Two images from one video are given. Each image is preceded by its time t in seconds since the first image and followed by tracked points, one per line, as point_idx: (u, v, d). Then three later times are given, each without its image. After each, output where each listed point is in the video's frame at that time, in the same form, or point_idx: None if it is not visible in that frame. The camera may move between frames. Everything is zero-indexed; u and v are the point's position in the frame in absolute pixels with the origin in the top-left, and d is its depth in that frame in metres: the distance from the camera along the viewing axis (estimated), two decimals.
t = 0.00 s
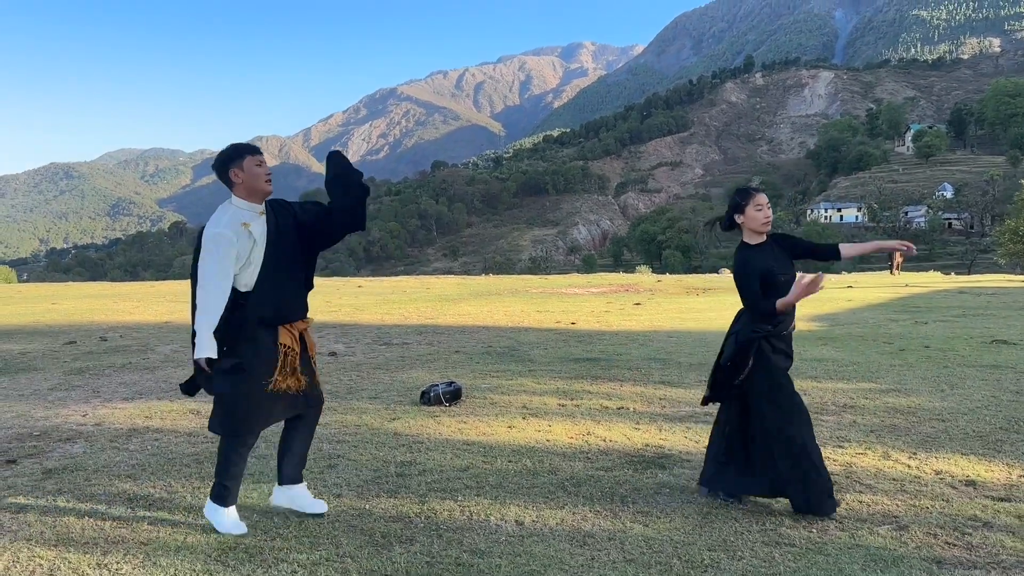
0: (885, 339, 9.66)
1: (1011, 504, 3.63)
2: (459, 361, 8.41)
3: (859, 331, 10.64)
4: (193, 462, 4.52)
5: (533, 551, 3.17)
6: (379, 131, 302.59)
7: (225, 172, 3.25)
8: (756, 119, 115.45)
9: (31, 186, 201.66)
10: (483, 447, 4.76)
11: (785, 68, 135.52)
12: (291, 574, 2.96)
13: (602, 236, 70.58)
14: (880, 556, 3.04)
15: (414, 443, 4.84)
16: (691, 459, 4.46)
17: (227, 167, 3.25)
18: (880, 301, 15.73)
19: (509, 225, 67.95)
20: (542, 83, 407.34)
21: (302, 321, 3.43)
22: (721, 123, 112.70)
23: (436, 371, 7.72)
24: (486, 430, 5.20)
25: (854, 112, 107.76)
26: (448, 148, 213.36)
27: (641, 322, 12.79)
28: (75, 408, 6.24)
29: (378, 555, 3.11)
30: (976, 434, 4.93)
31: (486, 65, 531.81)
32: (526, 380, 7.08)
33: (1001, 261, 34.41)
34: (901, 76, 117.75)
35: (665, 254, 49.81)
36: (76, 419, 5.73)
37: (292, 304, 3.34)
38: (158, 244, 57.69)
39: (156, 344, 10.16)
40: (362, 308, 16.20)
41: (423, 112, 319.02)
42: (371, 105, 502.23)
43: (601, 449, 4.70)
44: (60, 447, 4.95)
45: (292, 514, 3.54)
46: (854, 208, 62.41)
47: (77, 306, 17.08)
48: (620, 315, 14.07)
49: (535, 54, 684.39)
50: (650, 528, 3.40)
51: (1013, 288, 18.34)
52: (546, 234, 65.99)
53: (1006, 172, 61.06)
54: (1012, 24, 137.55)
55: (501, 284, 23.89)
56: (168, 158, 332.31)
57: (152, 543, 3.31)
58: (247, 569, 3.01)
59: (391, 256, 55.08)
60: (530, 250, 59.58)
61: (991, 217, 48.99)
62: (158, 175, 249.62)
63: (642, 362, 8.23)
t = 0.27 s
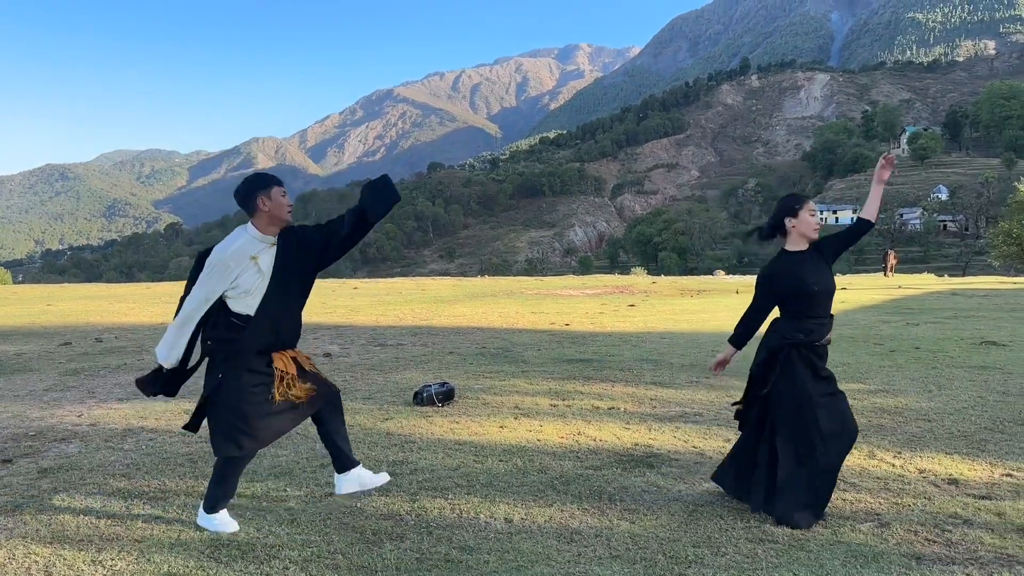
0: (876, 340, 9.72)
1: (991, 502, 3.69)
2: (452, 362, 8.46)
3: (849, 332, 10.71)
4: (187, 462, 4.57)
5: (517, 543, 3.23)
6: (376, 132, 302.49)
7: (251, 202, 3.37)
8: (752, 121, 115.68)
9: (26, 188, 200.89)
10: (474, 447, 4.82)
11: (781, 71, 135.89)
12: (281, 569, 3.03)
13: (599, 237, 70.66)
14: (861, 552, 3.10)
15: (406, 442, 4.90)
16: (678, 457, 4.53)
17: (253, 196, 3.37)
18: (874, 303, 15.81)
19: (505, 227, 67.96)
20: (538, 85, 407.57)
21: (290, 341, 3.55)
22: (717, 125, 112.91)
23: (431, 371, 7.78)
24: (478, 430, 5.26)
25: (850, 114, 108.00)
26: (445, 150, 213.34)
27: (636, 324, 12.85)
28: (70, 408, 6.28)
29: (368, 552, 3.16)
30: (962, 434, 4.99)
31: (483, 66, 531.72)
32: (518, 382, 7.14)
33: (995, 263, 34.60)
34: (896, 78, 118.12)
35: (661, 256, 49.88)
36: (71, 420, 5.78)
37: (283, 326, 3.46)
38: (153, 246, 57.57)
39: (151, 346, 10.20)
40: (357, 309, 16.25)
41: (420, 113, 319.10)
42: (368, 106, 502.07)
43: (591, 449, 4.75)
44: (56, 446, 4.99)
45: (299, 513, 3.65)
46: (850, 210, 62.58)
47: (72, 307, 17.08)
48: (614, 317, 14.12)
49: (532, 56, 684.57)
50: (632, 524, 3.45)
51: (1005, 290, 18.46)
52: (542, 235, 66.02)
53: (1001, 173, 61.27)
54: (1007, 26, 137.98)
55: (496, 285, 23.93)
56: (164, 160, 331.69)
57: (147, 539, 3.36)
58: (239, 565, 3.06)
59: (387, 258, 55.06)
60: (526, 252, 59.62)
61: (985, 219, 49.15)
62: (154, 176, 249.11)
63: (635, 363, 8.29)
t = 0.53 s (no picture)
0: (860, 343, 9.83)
1: (965, 504, 3.76)
2: (440, 364, 8.50)
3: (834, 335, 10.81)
4: (172, 464, 4.60)
5: (495, 544, 3.28)
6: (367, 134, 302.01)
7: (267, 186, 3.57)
8: (742, 123, 116.15)
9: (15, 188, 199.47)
10: (459, 449, 4.86)
11: (770, 73, 136.54)
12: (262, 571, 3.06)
13: (589, 239, 70.82)
14: (835, 553, 3.16)
15: (391, 445, 4.94)
16: (659, 460, 4.58)
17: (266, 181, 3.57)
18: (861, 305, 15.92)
19: (496, 228, 67.98)
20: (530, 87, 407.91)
21: (331, 318, 3.82)
22: (707, 127, 113.28)
23: (418, 374, 7.80)
24: (463, 432, 5.30)
25: (839, 116, 108.57)
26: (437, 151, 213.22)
27: (625, 326, 12.91)
28: (55, 411, 6.29)
29: (349, 553, 3.20)
30: (940, 436, 5.08)
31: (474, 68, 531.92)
32: (504, 384, 7.17)
33: (981, 265, 34.99)
34: (885, 82, 118.86)
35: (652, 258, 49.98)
36: (57, 422, 5.78)
37: (325, 304, 3.66)
38: (142, 247, 57.30)
39: (138, 348, 10.18)
40: (347, 311, 16.25)
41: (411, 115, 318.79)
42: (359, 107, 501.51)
43: (573, 451, 4.80)
44: (41, 449, 5.00)
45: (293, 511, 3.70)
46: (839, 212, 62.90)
47: (60, 309, 17.00)
48: (602, 319, 14.17)
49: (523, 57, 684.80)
50: (610, 526, 3.50)
51: (991, 292, 18.61)
52: (533, 237, 66.09)
53: (988, 176, 61.70)
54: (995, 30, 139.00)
55: (486, 287, 23.96)
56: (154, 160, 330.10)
57: (129, 542, 3.39)
58: (221, 567, 3.10)
59: (378, 259, 54.99)
60: (517, 253, 59.66)
61: (973, 221, 49.49)
62: (144, 177, 247.90)
63: (621, 365, 8.33)
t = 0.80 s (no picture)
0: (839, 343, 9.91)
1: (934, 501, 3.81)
2: (422, 365, 8.51)
3: (814, 335, 10.91)
4: (149, 465, 4.59)
5: (467, 544, 3.30)
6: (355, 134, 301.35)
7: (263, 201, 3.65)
8: (730, 126, 116.70)
9: None
10: (437, 449, 4.88)
11: (758, 76, 137.24)
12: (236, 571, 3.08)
13: (577, 240, 70.97)
14: (803, 551, 3.19)
15: (369, 445, 4.95)
16: (635, 460, 4.61)
17: (265, 194, 3.66)
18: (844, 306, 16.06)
19: (484, 229, 68.00)
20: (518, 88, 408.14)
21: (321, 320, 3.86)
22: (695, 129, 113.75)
23: (401, 375, 7.82)
24: (442, 432, 5.31)
25: (825, 119, 109.21)
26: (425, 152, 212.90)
27: (610, 327, 12.96)
28: (34, 411, 6.28)
29: (322, 554, 3.22)
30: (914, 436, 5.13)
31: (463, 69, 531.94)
32: (485, 385, 7.20)
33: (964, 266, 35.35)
34: (870, 84, 119.73)
35: (640, 259, 50.14)
36: (35, 424, 5.76)
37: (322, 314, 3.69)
38: (128, 247, 56.96)
39: (120, 349, 10.16)
40: (331, 313, 16.24)
41: (400, 116, 318.49)
42: (348, 108, 500.46)
43: (549, 452, 4.83)
44: (18, 450, 5.00)
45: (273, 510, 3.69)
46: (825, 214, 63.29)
47: (44, 309, 16.90)
48: (587, 320, 14.21)
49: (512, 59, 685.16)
50: (581, 526, 3.54)
51: (974, 293, 18.79)
52: (521, 238, 66.15)
53: (973, 179, 62.27)
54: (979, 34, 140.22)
55: (473, 288, 24.00)
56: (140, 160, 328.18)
57: (100, 540, 3.40)
58: (194, 566, 3.11)
59: (366, 260, 54.90)
60: (505, 254, 59.68)
61: (957, 223, 49.92)
62: (130, 177, 246.46)
63: (603, 366, 8.38)
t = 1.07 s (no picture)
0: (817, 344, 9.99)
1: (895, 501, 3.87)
2: (400, 366, 8.53)
3: (792, 337, 11.00)
4: (118, 467, 4.59)
5: (430, 544, 3.32)
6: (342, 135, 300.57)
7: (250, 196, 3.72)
8: (716, 128, 117.27)
9: None
10: (409, 450, 4.88)
11: (744, 79, 137.97)
12: (199, 572, 3.07)
13: (565, 242, 71.11)
14: (762, 549, 3.23)
15: (341, 447, 4.95)
16: (605, 460, 4.64)
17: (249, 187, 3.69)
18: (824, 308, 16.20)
19: (472, 231, 68.02)
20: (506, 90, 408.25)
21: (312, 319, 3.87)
22: (682, 132, 114.21)
23: (380, 376, 7.83)
24: (415, 433, 5.31)
25: (811, 122, 109.91)
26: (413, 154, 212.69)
27: (593, 328, 13.00)
28: (6, 412, 6.25)
29: (287, 555, 3.24)
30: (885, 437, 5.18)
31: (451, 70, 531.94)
32: (462, 385, 7.21)
33: (946, 268, 35.69)
34: (856, 87, 120.64)
35: (626, 261, 50.30)
36: (7, 424, 5.76)
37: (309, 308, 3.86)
38: (113, 248, 56.62)
39: (98, 350, 10.12)
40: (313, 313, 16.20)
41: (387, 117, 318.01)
42: (335, 109, 499.36)
43: (520, 452, 4.85)
44: None
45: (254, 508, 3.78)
46: (810, 216, 63.70)
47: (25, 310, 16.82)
48: (568, 321, 14.25)
49: (499, 60, 685.52)
50: (546, 526, 3.55)
51: (954, 294, 19.02)
52: (508, 240, 66.21)
53: (956, 181, 62.85)
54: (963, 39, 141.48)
55: (458, 289, 24.00)
56: (125, 160, 326.10)
57: (62, 542, 3.40)
58: (156, 568, 3.11)
59: (353, 261, 54.81)
60: (492, 256, 59.70)
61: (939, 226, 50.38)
62: (115, 177, 244.88)
63: (582, 367, 8.41)
